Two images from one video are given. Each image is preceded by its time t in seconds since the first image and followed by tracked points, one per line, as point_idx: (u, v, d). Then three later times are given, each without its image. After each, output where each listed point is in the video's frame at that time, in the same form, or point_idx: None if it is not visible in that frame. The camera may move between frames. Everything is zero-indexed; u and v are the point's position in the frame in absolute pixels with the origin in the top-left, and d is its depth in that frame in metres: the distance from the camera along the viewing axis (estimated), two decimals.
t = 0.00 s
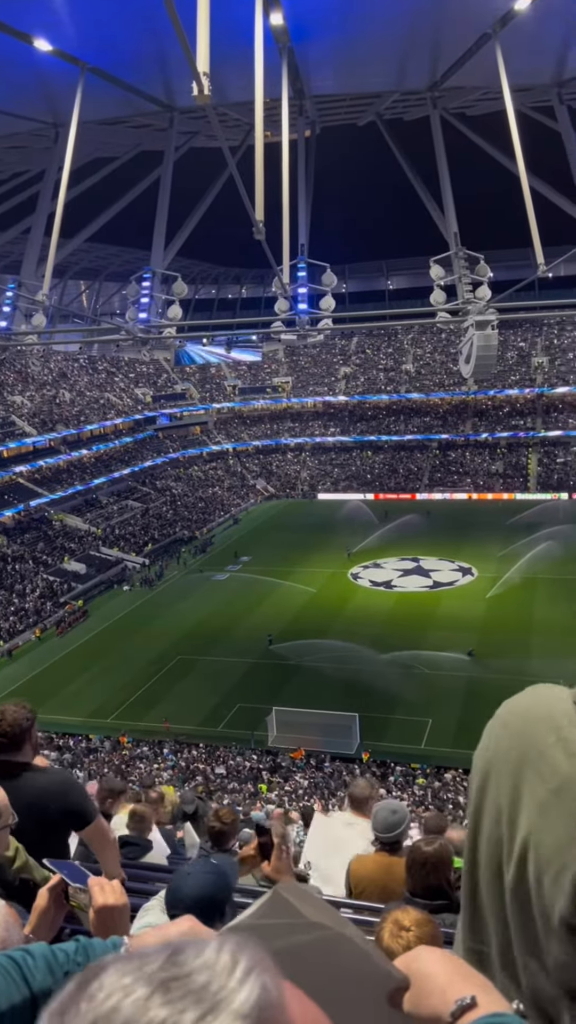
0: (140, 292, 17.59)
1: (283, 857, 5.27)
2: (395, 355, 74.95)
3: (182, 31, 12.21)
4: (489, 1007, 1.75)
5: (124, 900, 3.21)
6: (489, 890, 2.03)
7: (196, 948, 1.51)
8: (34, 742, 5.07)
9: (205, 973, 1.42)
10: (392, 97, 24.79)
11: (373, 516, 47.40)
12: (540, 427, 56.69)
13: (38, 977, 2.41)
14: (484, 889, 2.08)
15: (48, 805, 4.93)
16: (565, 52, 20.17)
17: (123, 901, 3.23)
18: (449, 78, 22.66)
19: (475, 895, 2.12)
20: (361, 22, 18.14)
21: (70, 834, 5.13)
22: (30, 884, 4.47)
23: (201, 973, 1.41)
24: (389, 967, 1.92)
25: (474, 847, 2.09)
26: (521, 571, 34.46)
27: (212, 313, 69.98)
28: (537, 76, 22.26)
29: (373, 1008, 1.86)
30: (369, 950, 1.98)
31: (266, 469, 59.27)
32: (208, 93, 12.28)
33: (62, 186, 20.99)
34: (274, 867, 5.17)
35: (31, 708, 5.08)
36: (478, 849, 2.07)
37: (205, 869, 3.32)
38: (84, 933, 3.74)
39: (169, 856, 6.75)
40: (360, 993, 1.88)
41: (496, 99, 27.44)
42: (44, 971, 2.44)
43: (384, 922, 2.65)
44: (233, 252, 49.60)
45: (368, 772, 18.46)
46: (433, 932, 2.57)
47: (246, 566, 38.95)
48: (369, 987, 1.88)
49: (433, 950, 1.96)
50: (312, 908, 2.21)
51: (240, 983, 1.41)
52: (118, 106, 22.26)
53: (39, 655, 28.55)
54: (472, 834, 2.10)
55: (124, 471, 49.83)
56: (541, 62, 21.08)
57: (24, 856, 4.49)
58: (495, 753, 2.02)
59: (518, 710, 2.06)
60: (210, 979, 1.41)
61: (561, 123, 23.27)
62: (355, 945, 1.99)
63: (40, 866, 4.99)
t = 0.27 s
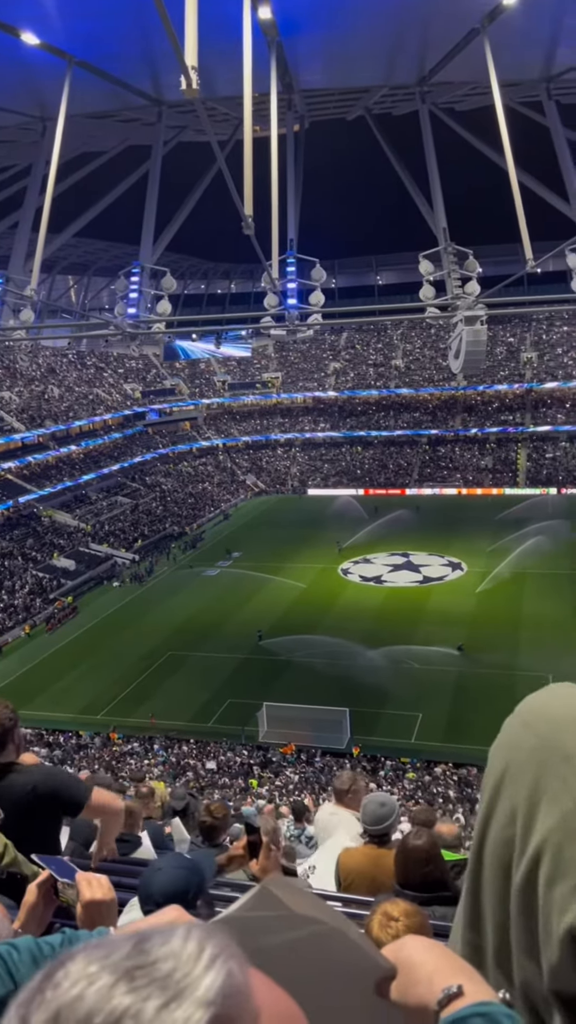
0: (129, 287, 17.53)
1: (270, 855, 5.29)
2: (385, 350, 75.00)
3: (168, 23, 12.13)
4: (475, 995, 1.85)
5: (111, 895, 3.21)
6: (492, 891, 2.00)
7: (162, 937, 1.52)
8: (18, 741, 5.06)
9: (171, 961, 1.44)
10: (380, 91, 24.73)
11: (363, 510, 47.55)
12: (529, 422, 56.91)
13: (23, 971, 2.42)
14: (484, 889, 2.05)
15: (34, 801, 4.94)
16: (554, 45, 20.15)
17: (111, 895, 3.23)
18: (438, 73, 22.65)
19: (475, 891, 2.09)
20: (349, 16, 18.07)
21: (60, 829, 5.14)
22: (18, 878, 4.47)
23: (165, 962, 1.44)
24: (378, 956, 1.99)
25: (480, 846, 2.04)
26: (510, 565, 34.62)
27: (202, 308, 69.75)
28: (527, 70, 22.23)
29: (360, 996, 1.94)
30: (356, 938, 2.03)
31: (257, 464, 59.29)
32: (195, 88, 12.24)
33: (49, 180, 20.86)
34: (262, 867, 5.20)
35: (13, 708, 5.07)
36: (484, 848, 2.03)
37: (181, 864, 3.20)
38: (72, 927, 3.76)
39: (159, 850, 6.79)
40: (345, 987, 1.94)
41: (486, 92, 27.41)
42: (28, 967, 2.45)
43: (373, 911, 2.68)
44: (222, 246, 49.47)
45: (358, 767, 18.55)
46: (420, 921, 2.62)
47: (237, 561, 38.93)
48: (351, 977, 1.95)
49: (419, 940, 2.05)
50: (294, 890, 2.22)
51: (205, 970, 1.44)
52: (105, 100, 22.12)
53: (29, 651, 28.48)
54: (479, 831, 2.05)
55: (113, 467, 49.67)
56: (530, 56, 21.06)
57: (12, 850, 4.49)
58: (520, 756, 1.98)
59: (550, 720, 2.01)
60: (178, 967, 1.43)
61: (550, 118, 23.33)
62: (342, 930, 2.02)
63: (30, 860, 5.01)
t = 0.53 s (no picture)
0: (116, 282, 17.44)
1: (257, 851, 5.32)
2: (373, 347, 75.08)
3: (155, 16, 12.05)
4: (461, 988, 1.81)
5: (98, 891, 3.23)
6: (479, 894, 1.87)
7: (151, 930, 1.54)
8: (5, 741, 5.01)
9: (158, 952, 1.47)
10: (368, 86, 24.69)
11: (352, 506, 47.64)
12: (517, 418, 57.19)
13: (11, 967, 2.44)
14: (468, 897, 1.94)
15: (24, 800, 4.88)
16: (542, 41, 20.21)
17: (98, 892, 3.24)
18: (426, 68, 22.64)
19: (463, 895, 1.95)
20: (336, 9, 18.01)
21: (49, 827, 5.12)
22: (7, 876, 4.46)
23: (154, 953, 1.46)
24: (366, 951, 2.00)
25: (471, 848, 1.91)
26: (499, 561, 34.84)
27: (190, 304, 69.54)
28: (514, 66, 22.29)
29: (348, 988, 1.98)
30: (344, 934, 2.06)
31: (245, 460, 59.24)
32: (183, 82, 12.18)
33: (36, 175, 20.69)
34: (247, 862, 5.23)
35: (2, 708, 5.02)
36: (475, 850, 1.89)
37: (168, 860, 3.22)
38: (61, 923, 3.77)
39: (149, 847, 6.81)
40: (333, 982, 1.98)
41: (473, 88, 27.47)
42: (16, 962, 2.46)
43: (360, 906, 2.72)
44: (211, 241, 49.30)
45: (348, 762, 18.64)
46: (407, 914, 2.66)
47: (226, 557, 38.93)
48: (339, 971, 1.99)
49: (406, 934, 2.03)
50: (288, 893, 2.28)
51: (193, 961, 1.46)
52: (92, 93, 21.97)
53: (17, 649, 28.39)
54: (472, 833, 1.90)
55: (101, 463, 49.50)
56: (518, 52, 21.11)
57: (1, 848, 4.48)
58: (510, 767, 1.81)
59: (562, 720, 1.79)
60: (166, 960, 1.45)
61: (537, 114, 23.40)
62: (328, 927, 2.07)
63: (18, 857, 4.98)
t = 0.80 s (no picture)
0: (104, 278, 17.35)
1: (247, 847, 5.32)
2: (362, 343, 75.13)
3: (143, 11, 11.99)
4: (449, 982, 1.77)
5: (86, 888, 3.23)
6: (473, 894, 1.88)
7: (138, 925, 1.56)
8: None
9: (145, 946, 1.49)
10: (357, 82, 24.67)
11: (340, 502, 47.73)
12: (504, 414, 57.45)
13: None
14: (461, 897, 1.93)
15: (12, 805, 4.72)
16: (529, 38, 20.30)
17: (85, 890, 3.25)
18: (414, 65, 22.65)
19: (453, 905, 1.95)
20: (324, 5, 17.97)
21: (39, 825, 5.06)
22: None
23: (141, 948, 1.48)
24: (355, 945, 1.99)
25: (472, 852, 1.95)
26: (487, 557, 35.04)
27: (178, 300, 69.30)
28: (502, 63, 22.36)
29: (339, 984, 1.98)
30: (333, 929, 2.06)
31: (234, 456, 59.16)
32: (171, 76, 12.12)
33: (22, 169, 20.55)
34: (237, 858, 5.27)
35: None
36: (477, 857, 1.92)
37: (160, 856, 3.23)
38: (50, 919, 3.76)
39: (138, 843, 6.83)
40: (325, 978, 2.00)
41: (460, 85, 27.56)
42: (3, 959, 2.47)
43: (349, 902, 2.74)
44: (199, 237, 49.12)
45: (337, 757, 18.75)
46: (394, 909, 2.69)
47: (215, 553, 38.95)
48: (329, 965, 2.00)
49: (397, 928, 1.97)
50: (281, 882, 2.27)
51: (179, 956, 1.48)
52: (78, 88, 21.82)
53: (4, 645, 28.29)
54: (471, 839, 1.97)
55: (89, 459, 49.28)
56: (505, 49, 21.19)
57: None
58: (502, 764, 1.98)
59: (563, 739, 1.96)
60: (152, 954, 1.47)
61: (525, 112, 23.48)
62: (316, 921, 2.07)
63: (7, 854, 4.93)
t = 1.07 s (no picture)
0: (91, 274, 17.23)
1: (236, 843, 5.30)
2: (350, 340, 75.31)
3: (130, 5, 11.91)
4: (440, 975, 1.73)
5: (73, 886, 3.22)
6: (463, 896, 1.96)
7: (100, 923, 1.58)
8: None
9: (103, 944, 1.51)
10: (345, 79, 24.68)
11: (329, 500, 47.76)
12: (492, 411, 57.73)
13: None
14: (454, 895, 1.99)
15: None
16: (518, 36, 20.35)
17: (73, 887, 3.24)
18: (402, 61, 22.64)
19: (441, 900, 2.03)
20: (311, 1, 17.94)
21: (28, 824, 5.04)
22: None
23: (100, 947, 1.50)
24: (345, 940, 2.00)
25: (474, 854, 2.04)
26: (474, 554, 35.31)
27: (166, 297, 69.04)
28: (489, 61, 22.41)
29: (329, 976, 2.00)
30: (323, 929, 2.09)
31: (222, 454, 59.03)
32: (158, 72, 12.08)
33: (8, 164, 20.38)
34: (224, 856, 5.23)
35: None
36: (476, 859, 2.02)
37: (151, 852, 3.24)
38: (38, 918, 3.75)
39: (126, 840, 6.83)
40: (318, 974, 2.03)
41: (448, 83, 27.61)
42: None
43: (339, 899, 2.78)
44: (187, 233, 48.92)
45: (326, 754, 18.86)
46: (386, 906, 2.71)
47: (204, 551, 38.97)
48: (322, 960, 2.03)
49: (386, 921, 1.96)
50: (274, 884, 2.34)
51: (138, 953, 1.50)
52: (65, 83, 21.66)
53: None
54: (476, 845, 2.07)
55: (76, 456, 49.03)
56: (493, 47, 21.25)
57: None
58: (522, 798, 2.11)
59: None
60: (111, 952, 1.50)
61: (513, 110, 23.53)
62: (310, 920, 2.14)
63: None
